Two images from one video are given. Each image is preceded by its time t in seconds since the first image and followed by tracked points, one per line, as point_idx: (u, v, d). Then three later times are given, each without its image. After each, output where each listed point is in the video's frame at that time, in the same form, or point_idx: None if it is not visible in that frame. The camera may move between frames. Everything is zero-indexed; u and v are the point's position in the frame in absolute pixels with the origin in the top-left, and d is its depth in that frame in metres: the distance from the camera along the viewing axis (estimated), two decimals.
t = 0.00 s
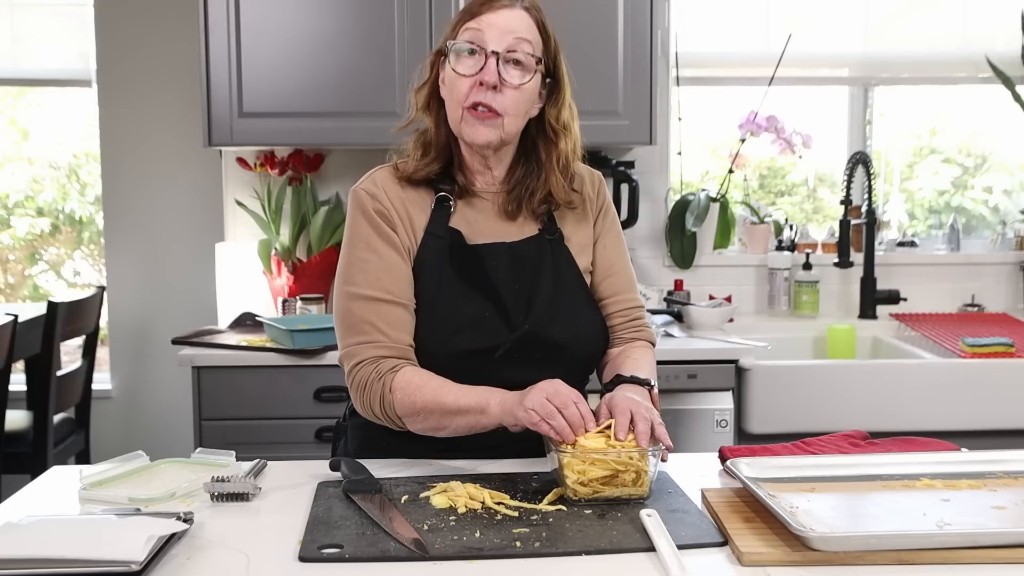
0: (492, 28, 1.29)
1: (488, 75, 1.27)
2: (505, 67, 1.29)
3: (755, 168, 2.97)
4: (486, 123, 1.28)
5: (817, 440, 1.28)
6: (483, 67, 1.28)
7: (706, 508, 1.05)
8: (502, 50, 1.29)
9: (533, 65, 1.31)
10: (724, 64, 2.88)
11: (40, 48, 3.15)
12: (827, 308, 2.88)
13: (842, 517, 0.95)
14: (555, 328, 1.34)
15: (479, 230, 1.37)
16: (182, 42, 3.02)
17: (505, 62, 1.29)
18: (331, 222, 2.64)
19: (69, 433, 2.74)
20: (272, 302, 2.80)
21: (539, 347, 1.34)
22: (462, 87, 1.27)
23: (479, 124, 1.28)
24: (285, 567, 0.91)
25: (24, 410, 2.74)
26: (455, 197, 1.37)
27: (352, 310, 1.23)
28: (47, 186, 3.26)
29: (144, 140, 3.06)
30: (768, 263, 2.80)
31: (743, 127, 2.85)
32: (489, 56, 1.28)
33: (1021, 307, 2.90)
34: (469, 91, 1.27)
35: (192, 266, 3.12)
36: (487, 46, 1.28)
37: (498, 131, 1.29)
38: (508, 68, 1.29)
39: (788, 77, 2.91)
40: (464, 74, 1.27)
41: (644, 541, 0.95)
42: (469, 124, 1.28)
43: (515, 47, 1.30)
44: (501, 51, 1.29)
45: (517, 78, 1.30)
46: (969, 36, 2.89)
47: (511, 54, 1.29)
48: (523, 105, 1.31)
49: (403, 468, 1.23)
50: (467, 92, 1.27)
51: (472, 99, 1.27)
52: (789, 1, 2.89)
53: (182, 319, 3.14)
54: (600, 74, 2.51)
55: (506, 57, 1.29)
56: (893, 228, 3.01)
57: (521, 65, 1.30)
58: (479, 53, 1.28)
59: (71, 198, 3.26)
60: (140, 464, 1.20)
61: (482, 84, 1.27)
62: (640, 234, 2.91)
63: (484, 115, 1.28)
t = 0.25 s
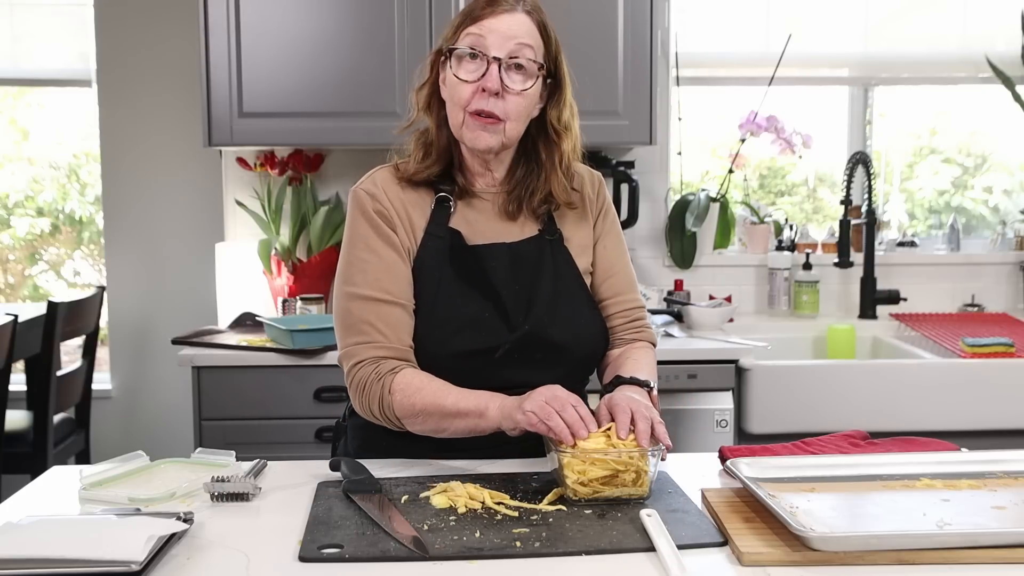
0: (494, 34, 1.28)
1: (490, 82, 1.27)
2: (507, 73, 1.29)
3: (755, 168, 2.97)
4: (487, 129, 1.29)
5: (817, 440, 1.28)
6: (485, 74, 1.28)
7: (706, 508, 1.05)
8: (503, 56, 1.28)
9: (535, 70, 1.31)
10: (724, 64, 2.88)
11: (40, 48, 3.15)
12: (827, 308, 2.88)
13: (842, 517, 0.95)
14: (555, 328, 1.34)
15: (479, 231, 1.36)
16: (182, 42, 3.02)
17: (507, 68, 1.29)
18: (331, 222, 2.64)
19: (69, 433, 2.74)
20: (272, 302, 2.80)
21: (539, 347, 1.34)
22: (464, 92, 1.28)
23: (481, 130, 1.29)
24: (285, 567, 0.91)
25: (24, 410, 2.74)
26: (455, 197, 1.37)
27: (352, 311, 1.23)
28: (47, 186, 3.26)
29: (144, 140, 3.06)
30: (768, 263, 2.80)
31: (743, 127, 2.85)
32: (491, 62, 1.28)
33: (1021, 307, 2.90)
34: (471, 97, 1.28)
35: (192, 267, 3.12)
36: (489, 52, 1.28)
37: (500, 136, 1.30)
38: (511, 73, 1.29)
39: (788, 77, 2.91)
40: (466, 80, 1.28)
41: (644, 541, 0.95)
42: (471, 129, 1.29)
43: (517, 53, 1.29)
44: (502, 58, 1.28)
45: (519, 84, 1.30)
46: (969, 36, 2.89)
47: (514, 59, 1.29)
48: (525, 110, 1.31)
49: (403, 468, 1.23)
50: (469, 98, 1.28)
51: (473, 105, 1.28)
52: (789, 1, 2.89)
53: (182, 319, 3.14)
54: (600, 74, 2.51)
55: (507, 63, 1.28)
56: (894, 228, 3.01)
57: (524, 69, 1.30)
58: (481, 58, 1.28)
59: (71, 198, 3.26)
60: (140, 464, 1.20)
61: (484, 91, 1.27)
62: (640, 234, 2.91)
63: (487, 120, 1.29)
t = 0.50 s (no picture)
0: (502, 27, 1.29)
1: (503, 72, 1.27)
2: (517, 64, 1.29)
3: (755, 168, 2.97)
4: (502, 121, 1.27)
5: (817, 440, 1.28)
6: (498, 65, 1.28)
7: (706, 508, 1.05)
8: (513, 47, 1.28)
9: (543, 62, 1.32)
10: (724, 64, 2.88)
11: (40, 48, 3.15)
12: (827, 308, 2.88)
13: (842, 517, 0.95)
14: (554, 329, 1.34)
15: (479, 232, 1.36)
16: (182, 42, 3.02)
17: (517, 60, 1.29)
18: (331, 222, 2.64)
19: (69, 433, 2.74)
20: (272, 302, 2.80)
21: (538, 348, 1.34)
22: (477, 86, 1.27)
23: (497, 122, 1.27)
24: (285, 567, 0.91)
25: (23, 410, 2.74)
26: (454, 199, 1.37)
27: (352, 314, 1.23)
28: (47, 186, 3.26)
29: (144, 140, 3.06)
30: (768, 263, 2.80)
31: (743, 127, 2.85)
32: (502, 54, 1.28)
33: (1021, 307, 2.90)
34: (485, 89, 1.27)
35: (192, 266, 3.12)
36: (498, 44, 1.28)
37: (513, 128, 1.29)
38: (521, 64, 1.29)
39: (788, 77, 2.91)
40: (478, 73, 1.27)
41: (644, 541, 0.95)
42: (486, 122, 1.27)
43: (526, 44, 1.30)
44: (512, 49, 1.28)
45: (530, 75, 1.30)
46: (969, 36, 2.89)
47: (523, 50, 1.29)
48: (535, 102, 1.31)
49: (403, 469, 1.23)
50: (482, 90, 1.27)
51: (488, 97, 1.27)
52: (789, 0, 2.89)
53: (181, 319, 3.14)
54: (600, 74, 2.51)
55: (518, 55, 1.29)
56: (894, 228, 3.01)
57: (533, 61, 1.30)
58: (491, 51, 1.28)
59: (71, 198, 3.26)
60: (140, 464, 1.20)
61: (498, 82, 1.27)
62: (639, 234, 2.91)
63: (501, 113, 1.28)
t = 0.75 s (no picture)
0: (513, 24, 1.29)
1: (510, 67, 1.27)
2: (527, 63, 1.29)
3: (755, 168, 2.97)
4: (502, 115, 1.28)
5: (817, 440, 1.28)
6: (505, 61, 1.28)
7: (706, 508, 1.05)
8: (522, 45, 1.28)
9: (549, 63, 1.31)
10: (724, 64, 2.88)
11: (40, 49, 3.15)
12: (827, 308, 2.88)
13: (842, 517, 0.95)
14: (552, 327, 1.34)
15: (476, 231, 1.36)
16: (182, 42, 3.02)
17: (526, 58, 1.29)
18: (331, 222, 2.64)
19: (69, 433, 2.74)
20: (272, 302, 2.80)
21: (536, 346, 1.34)
22: (483, 78, 1.27)
23: (498, 117, 1.28)
24: (285, 567, 0.91)
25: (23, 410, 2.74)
26: (451, 198, 1.37)
27: (350, 314, 1.23)
28: (47, 186, 3.26)
29: (144, 140, 3.06)
30: (768, 263, 2.80)
31: (743, 127, 2.85)
32: (511, 49, 1.28)
33: (1021, 307, 2.90)
34: (490, 83, 1.27)
35: (192, 266, 3.12)
36: (507, 40, 1.28)
37: (513, 124, 1.29)
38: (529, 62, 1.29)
39: (788, 77, 2.91)
40: (485, 66, 1.28)
41: (644, 541, 0.95)
42: (487, 115, 1.28)
43: (535, 44, 1.30)
44: (521, 46, 1.28)
45: (536, 75, 1.29)
46: (969, 35, 2.89)
47: (532, 49, 1.29)
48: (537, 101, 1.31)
49: (403, 469, 1.23)
50: (487, 83, 1.27)
51: (492, 91, 1.27)
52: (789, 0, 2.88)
53: (181, 319, 3.14)
54: (600, 74, 2.51)
55: (526, 52, 1.28)
56: (894, 228, 3.01)
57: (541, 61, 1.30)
58: (500, 46, 1.28)
59: (71, 198, 3.26)
60: (140, 464, 1.20)
61: (504, 77, 1.27)
62: (639, 234, 2.91)
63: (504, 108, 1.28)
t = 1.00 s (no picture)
0: (520, 27, 1.29)
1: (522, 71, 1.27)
2: (535, 65, 1.29)
3: (755, 168, 2.97)
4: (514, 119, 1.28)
5: (817, 440, 1.28)
6: (516, 65, 1.28)
7: (706, 508, 1.05)
8: (530, 49, 1.29)
9: (555, 65, 1.32)
10: (723, 64, 2.88)
11: (40, 49, 3.15)
12: (827, 308, 2.88)
13: (842, 517, 0.95)
14: (553, 327, 1.34)
15: (477, 232, 1.36)
16: (182, 42, 3.02)
17: (535, 61, 1.29)
18: (331, 222, 2.64)
19: (69, 433, 2.74)
20: (272, 302, 2.80)
21: (537, 346, 1.34)
22: (495, 83, 1.27)
23: (510, 123, 1.28)
24: (285, 567, 0.91)
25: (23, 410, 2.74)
26: (452, 200, 1.36)
27: (351, 315, 1.23)
28: (47, 186, 3.26)
29: (144, 140, 3.06)
30: (768, 263, 2.80)
31: (743, 127, 2.85)
32: (521, 54, 1.28)
33: (1021, 306, 2.90)
34: (502, 88, 1.27)
35: (192, 266, 3.12)
36: (517, 43, 1.28)
37: (524, 129, 1.29)
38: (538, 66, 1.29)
39: (788, 77, 2.91)
40: (497, 71, 1.28)
41: (644, 541, 0.95)
42: (499, 121, 1.28)
43: (542, 46, 1.30)
44: (529, 50, 1.28)
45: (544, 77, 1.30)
46: (969, 35, 2.89)
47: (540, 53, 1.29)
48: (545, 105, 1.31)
49: (403, 469, 1.23)
50: (498, 87, 1.27)
51: (504, 96, 1.27)
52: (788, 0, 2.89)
53: (181, 319, 3.14)
54: (600, 74, 2.51)
55: (535, 55, 1.28)
56: (894, 228, 3.01)
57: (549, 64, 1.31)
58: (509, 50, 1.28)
59: (71, 198, 3.26)
60: (140, 464, 1.20)
61: (515, 82, 1.27)
62: (639, 234, 2.91)
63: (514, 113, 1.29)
